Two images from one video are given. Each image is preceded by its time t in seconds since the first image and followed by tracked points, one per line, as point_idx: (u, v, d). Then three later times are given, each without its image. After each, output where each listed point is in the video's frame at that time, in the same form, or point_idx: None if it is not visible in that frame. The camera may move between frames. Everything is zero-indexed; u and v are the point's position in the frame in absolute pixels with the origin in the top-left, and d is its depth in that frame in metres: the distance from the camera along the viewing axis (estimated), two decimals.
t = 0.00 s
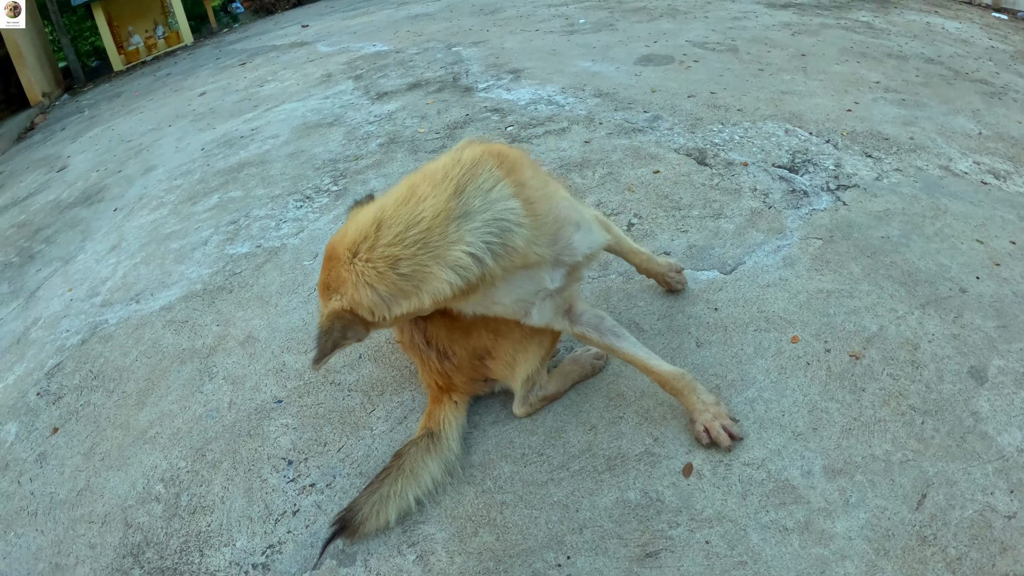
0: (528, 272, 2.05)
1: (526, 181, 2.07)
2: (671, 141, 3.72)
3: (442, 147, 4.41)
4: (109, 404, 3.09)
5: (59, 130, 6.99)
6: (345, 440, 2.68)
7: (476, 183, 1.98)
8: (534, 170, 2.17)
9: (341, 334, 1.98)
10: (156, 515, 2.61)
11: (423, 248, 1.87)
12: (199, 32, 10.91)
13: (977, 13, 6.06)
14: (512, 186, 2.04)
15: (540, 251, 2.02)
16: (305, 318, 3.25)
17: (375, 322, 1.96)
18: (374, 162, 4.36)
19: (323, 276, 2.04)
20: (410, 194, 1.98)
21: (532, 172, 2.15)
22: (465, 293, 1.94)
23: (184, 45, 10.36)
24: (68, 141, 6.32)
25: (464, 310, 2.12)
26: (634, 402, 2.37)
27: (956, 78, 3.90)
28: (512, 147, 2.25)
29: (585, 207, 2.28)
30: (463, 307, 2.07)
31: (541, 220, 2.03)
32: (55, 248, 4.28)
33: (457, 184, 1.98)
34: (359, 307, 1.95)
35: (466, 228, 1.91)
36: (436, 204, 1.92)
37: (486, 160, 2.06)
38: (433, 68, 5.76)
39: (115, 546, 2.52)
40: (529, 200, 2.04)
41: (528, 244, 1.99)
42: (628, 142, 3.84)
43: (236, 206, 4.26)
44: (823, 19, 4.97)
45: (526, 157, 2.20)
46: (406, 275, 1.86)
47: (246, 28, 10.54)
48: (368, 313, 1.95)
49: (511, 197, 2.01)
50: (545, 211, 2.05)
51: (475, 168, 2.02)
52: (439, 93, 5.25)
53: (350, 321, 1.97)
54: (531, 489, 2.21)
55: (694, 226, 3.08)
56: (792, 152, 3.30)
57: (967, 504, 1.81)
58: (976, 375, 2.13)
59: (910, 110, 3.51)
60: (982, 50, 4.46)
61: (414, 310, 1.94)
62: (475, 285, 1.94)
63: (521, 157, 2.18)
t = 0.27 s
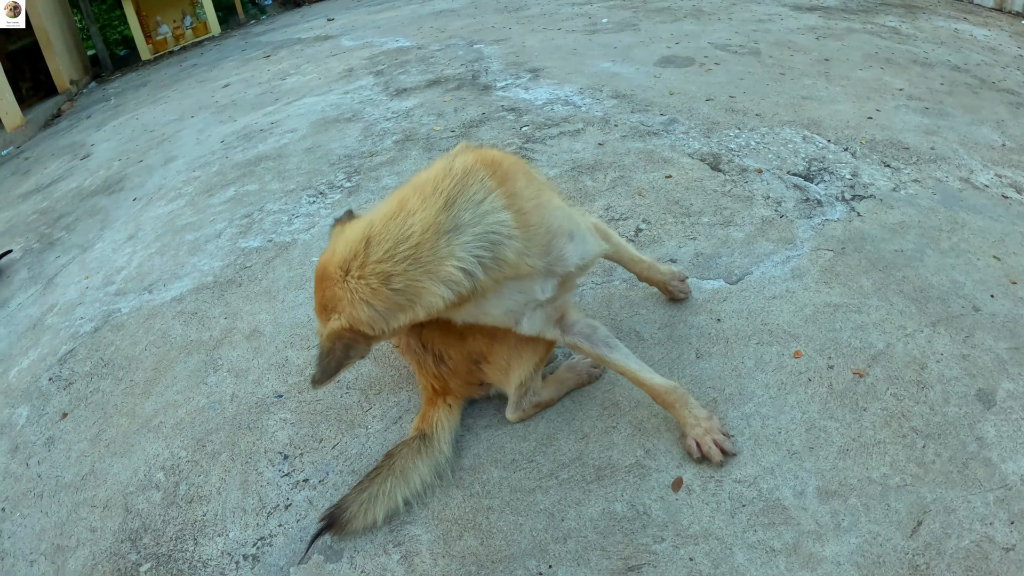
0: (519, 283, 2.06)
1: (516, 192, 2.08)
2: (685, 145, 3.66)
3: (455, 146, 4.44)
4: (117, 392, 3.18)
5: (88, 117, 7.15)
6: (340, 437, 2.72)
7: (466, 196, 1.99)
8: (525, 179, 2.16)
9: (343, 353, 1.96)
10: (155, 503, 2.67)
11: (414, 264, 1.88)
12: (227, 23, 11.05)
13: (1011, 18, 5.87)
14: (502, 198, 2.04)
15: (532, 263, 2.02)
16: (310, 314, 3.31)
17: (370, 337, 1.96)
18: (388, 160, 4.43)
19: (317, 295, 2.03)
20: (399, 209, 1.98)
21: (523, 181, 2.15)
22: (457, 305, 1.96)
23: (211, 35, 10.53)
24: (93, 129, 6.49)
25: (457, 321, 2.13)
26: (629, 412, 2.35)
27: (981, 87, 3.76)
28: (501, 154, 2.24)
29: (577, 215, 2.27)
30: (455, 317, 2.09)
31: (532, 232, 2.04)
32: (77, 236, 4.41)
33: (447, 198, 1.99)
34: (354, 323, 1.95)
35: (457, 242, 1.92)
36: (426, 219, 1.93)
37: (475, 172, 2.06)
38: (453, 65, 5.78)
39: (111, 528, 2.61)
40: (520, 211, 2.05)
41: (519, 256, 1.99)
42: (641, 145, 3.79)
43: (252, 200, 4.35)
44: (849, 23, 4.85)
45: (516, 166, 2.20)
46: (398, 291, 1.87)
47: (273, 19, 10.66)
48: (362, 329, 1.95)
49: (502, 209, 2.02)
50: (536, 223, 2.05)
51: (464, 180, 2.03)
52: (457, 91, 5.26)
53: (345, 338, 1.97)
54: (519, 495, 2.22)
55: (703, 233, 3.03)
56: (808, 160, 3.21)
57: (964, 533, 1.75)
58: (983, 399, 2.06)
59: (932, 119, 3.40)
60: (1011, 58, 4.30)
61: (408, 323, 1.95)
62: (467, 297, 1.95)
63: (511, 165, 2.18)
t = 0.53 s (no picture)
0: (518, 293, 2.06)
1: (514, 202, 2.07)
2: (703, 150, 3.61)
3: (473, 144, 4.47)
4: (129, 377, 3.33)
5: (122, 104, 7.34)
6: (341, 432, 2.78)
7: (464, 210, 1.99)
8: (524, 187, 2.15)
9: (349, 370, 1.98)
10: (158, 488, 2.79)
11: (412, 281, 1.89)
12: (258, 14, 11.10)
13: None
14: (500, 210, 2.03)
15: (531, 274, 2.02)
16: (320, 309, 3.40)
17: (372, 353, 1.98)
18: (407, 157, 4.53)
19: (320, 313, 2.04)
20: (396, 226, 1.98)
21: (521, 189, 2.13)
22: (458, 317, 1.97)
23: (242, 27, 10.67)
24: (123, 118, 6.67)
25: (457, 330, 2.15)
26: (626, 420, 2.35)
27: (1013, 98, 3.62)
28: (498, 160, 2.22)
29: (578, 221, 2.26)
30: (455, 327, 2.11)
31: (531, 243, 2.03)
32: (104, 224, 4.59)
33: (445, 212, 1.99)
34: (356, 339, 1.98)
35: (455, 257, 1.93)
36: (424, 234, 1.94)
37: (473, 184, 2.06)
38: (477, 63, 5.80)
39: (112, 506, 2.76)
40: (518, 222, 2.04)
41: (518, 269, 2.00)
42: (659, 149, 3.75)
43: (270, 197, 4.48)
44: (879, 30, 4.74)
45: (513, 173, 2.18)
46: (398, 307, 1.88)
47: (306, 11, 10.74)
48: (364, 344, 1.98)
49: (500, 221, 2.02)
50: (534, 233, 2.04)
51: (462, 193, 2.03)
52: (480, 89, 5.28)
53: (348, 354, 1.99)
54: (510, 499, 2.24)
55: (715, 240, 2.99)
56: (828, 169, 3.14)
57: (960, 562, 1.69)
58: (992, 423, 1.99)
59: (957, 130, 3.30)
60: None
61: (409, 338, 1.97)
62: (467, 310, 1.97)
63: (508, 172, 2.16)
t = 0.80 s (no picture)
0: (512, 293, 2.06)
1: (506, 202, 2.07)
2: (722, 155, 3.54)
3: (493, 143, 4.48)
4: (144, 359, 3.44)
5: (159, 91, 7.52)
6: (341, 423, 2.82)
7: (457, 212, 2.00)
8: (517, 186, 2.15)
9: (345, 372, 1.99)
10: (163, 468, 2.88)
11: (405, 282, 1.89)
12: (295, 7, 11.15)
13: None
14: (492, 211, 2.04)
15: (524, 274, 2.02)
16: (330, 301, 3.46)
17: (369, 354, 1.98)
18: (427, 153, 4.59)
19: (315, 316, 2.05)
20: (389, 229, 1.99)
21: (514, 189, 2.13)
22: (451, 318, 1.97)
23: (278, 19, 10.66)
24: (155, 106, 6.93)
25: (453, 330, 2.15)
26: (619, 426, 2.33)
27: None
28: (490, 161, 2.22)
29: (573, 220, 2.25)
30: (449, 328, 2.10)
31: (524, 242, 2.03)
32: (135, 211, 4.75)
33: (438, 214, 2.00)
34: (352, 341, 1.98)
35: (448, 257, 1.93)
36: (417, 236, 1.95)
37: (465, 186, 2.07)
38: (504, 61, 5.81)
39: (118, 481, 2.88)
40: (510, 222, 2.04)
41: (511, 268, 1.99)
42: (677, 153, 3.70)
43: (291, 191, 4.60)
44: (911, 37, 4.60)
45: (506, 173, 2.18)
46: (393, 308, 1.89)
47: (341, 5, 10.87)
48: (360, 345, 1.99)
49: (493, 221, 2.02)
50: (527, 233, 2.04)
51: (455, 195, 2.04)
52: (504, 88, 5.29)
53: (341, 355, 1.99)
54: (498, 497, 2.26)
55: (726, 247, 2.94)
56: (848, 178, 3.06)
57: None
58: (998, 449, 1.92)
59: (986, 142, 3.18)
60: None
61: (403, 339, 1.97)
62: (460, 311, 1.97)
63: (500, 172, 2.16)
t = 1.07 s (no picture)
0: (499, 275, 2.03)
1: (497, 183, 2.07)
2: (737, 161, 3.47)
3: (511, 142, 4.48)
4: (159, 340, 3.51)
5: (199, 85, 7.75)
6: (338, 409, 2.84)
7: (447, 189, 2.01)
8: (509, 171, 2.15)
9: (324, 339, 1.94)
10: (168, 444, 2.94)
11: (388, 251, 1.88)
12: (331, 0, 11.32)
13: None
14: (482, 191, 2.04)
15: (511, 254, 2.00)
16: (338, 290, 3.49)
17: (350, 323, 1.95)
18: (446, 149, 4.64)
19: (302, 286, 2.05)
20: (379, 202, 2.00)
21: (505, 173, 2.14)
22: (434, 293, 1.94)
23: (313, 11, 10.82)
24: (188, 95, 7.37)
25: (439, 312, 2.12)
26: (604, 427, 2.30)
27: None
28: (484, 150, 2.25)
29: (564, 209, 2.24)
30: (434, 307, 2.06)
31: (512, 222, 2.02)
32: (166, 199, 4.92)
33: (429, 190, 2.01)
34: (335, 309, 1.95)
35: (435, 229, 1.92)
36: (406, 208, 1.94)
37: (458, 166, 2.08)
38: (530, 60, 5.81)
39: (129, 458, 2.93)
40: (500, 201, 2.03)
41: (498, 246, 1.97)
42: (691, 157, 3.64)
43: (310, 183, 4.69)
44: (944, 47, 4.43)
45: (499, 159, 2.20)
46: (376, 275, 1.86)
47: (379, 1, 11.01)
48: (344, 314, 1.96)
49: (482, 200, 2.02)
50: (517, 212, 2.03)
51: (447, 173, 2.05)
52: (527, 87, 5.29)
53: (323, 323, 1.96)
54: (478, 489, 2.25)
55: (729, 254, 2.88)
56: (863, 189, 2.97)
57: None
58: (992, 474, 1.82)
59: (1013, 157, 3.04)
60: None
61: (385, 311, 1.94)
62: (444, 285, 1.93)
63: (493, 158, 2.18)
